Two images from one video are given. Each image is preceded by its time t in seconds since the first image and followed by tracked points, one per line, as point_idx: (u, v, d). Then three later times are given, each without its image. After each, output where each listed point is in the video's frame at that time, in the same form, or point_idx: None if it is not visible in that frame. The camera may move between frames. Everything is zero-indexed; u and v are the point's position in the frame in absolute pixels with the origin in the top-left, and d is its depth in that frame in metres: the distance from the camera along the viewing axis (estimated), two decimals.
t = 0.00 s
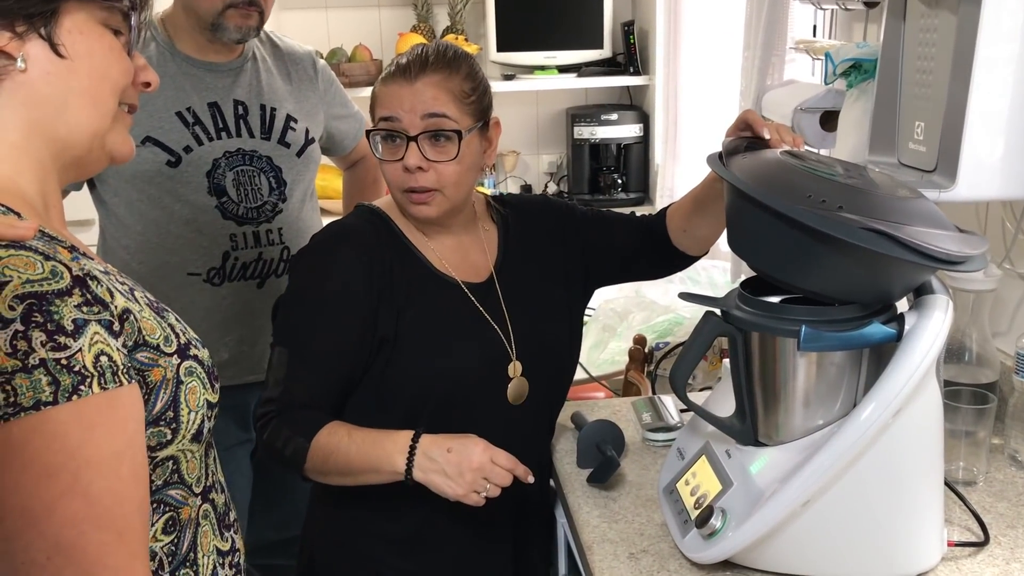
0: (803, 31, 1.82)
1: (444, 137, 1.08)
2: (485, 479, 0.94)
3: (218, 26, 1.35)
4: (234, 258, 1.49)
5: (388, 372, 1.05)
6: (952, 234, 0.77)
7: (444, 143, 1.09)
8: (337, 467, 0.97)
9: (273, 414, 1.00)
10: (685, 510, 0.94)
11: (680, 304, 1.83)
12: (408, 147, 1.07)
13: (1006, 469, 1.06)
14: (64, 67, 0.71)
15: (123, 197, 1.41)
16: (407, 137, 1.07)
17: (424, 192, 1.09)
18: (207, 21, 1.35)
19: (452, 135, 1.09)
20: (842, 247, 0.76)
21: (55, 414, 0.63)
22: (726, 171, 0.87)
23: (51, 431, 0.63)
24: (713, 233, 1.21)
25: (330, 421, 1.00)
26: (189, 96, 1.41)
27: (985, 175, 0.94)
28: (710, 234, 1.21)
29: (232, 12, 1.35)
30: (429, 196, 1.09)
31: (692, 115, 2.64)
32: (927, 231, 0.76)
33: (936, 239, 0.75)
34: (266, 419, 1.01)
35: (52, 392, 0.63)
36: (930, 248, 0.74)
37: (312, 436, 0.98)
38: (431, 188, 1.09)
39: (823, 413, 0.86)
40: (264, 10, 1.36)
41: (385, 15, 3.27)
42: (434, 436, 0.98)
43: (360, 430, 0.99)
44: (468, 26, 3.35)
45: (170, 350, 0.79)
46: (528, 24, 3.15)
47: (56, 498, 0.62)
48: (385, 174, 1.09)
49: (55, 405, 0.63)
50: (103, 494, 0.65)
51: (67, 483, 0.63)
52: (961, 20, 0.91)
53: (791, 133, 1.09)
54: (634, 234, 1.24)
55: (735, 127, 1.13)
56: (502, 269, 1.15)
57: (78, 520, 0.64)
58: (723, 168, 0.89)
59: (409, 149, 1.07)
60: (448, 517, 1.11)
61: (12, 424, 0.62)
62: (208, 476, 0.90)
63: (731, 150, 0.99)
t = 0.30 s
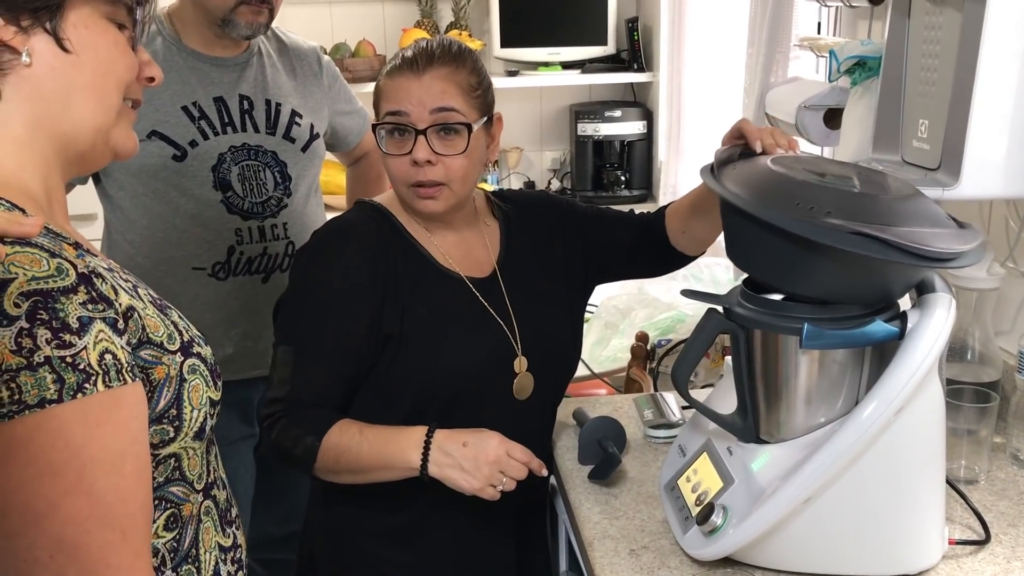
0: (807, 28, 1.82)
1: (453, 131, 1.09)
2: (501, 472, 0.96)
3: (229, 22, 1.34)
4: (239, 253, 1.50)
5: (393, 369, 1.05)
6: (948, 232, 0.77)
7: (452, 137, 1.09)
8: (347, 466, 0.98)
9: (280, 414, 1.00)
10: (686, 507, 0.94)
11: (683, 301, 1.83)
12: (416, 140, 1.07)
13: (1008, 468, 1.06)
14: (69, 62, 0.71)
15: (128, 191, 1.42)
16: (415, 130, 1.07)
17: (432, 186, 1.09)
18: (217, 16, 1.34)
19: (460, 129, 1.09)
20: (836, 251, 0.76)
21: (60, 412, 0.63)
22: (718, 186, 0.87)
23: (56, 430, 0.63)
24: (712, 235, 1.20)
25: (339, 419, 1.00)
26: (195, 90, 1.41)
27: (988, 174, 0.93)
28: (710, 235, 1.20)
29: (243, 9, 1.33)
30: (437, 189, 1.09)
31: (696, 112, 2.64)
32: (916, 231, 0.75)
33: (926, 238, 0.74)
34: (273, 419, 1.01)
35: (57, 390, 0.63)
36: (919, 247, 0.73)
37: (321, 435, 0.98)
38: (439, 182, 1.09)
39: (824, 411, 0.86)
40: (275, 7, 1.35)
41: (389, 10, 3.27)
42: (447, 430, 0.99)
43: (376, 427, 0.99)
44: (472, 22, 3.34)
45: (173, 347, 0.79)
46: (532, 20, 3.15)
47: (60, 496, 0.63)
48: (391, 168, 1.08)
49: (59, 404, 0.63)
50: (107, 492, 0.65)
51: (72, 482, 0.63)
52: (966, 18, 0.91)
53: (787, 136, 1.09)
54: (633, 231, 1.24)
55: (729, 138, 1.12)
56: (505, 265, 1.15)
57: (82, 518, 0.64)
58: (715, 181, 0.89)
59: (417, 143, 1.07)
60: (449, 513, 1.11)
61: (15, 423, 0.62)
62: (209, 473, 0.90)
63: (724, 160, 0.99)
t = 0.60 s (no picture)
0: (810, 25, 1.81)
1: (460, 127, 1.09)
2: (515, 468, 0.98)
3: (233, 18, 1.34)
4: (241, 248, 1.50)
5: (396, 367, 1.05)
6: (929, 220, 0.76)
7: (459, 133, 1.09)
8: (358, 464, 0.98)
9: (287, 413, 0.99)
10: (687, 504, 0.94)
11: (684, 298, 1.83)
12: (424, 137, 1.07)
13: (1009, 466, 1.06)
14: (92, 65, 0.71)
15: (130, 185, 1.41)
16: (424, 126, 1.07)
17: (439, 182, 1.09)
18: (222, 12, 1.34)
19: (468, 126, 1.09)
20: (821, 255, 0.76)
21: (67, 411, 0.63)
22: (695, 210, 0.87)
23: (65, 429, 0.63)
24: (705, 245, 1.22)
25: (349, 416, 1.00)
26: (198, 85, 1.41)
27: (990, 172, 0.93)
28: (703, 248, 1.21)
29: (247, 4, 1.33)
30: (443, 186, 1.09)
31: (698, 110, 2.63)
32: (895, 223, 0.75)
33: (907, 228, 0.74)
34: (280, 419, 0.99)
35: (65, 388, 0.63)
36: (898, 236, 0.73)
37: (332, 434, 0.97)
38: (446, 178, 1.09)
39: (826, 408, 0.87)
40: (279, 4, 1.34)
41: (391, 6, 3.27)
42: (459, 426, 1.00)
43: (387, 424, 1.00)
44: (474, 18, 3.34)
45: (178, 344, 0.79)
46: (535, 16, 3.15)
47: (69, 495, 0.63)
48: (398, 165, 1.08)
49: (68, 402, 0.63)
50: (116, 491, 0.65)
51: (81, 481, 0.63)
52: (970, 16, 0.91)
53: (769, 154, 1.14)
54: (631, 233, 1.24)
55: (714, 165, 1.14)
56: (506, 261, 1.15)
57: (91, 517, 0.64)
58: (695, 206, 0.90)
59: (425, 140, 1.07)
60: (450, 509, 1.11)
61: (24, 422, 0.62)
62: (213, 467, 0.90)
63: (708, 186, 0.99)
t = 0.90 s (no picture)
0: (811, 23, 1.81)
1: (464, 121, 1.09)
2: (523, 462, 0.98)
3: (233, 15, 1.34)
4: (241, 244, 1.50)
5: (396, 364, 1.05)
6: (922, 216, 0.76)
7: (463, 128, 1.09)
8: (364, 460, 0.98)
9: (293, 410, 0.99)
10: (686, 501, 0.94)
11: (684, 295, 1.83)
12: (428, 130, 1.07)
13: (1008, 463, 1.06)
14: (98, 65, 0.69)
15: (131, 182, 1.41)
16: (428, 119, 1.07)
17: (442, 176, 1.09)
18: (222, 9, 1.34)
19: (473, 120, 1.09)
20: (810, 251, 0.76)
21: (86, 403, 0.62)
22: (691, 206, 0.88)
23: (81, 421, 0.62)
24: (704, 247, 1.23)
25: (355, 414, 1.00)
26: (198, 82, 1.41)
27: (991, 169, 0.93)
28: (702, 248, 1.22)
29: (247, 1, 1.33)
30: (445, 180, 1.09)
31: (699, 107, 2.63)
32: (893, 219, 0.75)
33: (906, 224, 0.74)
34: (284, 417, 0.99)
35: (83, 380, 0.62)
36: (896, 232, 0.73)
37: (337, 431, 0.98)
38: (449, 172, 1.09)
39: (826, 405, 0.87)
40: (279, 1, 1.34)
41: (391, 3, 3.27)
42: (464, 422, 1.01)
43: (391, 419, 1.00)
44: (475, 16, 3.34)
45: (183, 338, 0.79)
46: (535, 13, 3.14)
47: (85, 487, 0.62)
48: (401, 158, 1.08)
49: (86, 395, 0.62)
50: (132, 482, 0.64)
51: (97, 472, 0.62)
52: (970, 13, 0.91)
53: (769, 152, 1.14)
54: (632, 235, 1.25)
55: (716, 162, 1.14)
56: (507, 258, 1.15)
57: (109, 508, 0.63)
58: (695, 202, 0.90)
59: (429, 133, 1.07)
60: (450, 506, 1.11)
61: (41, 415, 0.61)
62: (216, 462, 0.90)
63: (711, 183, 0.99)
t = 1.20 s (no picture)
0: (809, 22, 1.81)
1: (464, 103, 1.09)
2: (508, 471, 0.98)
3: (229, 13, 1.34)
4: (237, 243, 1.49)
5: (393, 365, 1.04)
6: (916, 215, 0.76)
7: (463, 109, 1.09)
8: (352, 463, 0.98)
9: (282, 413, 0.99)
10: (682, 501, 0.94)
11: (681, 294, 1.83)
12: (429, 110, 1.07)
13: (1004, 463, 1.06)
14: (93, 64, 0.69)
15: (128, 181, 1.41)
16: (428, 98, 1.07)
17: (444, 158, 1.08)
18: (218, 6, 1.34)
19: (473, 101, 1.09)
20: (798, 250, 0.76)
21: (90, 402, 0.61)
22: (688, 206, 0.89)
23: (86, 420, 0.61)
24: (703, 249, 1.21)
25: (343, 417, 1.00)
26: (194, 80, 1.41)
27: (988, 168, 0.93)
28: (701, 250, 1.21)
29: None
30: (445, 161, 1.08)
31: (698, 105, 2.63)
32: (888, 219, 0.75)
33: (900, 223, 0.74)
34: (275, 417, 0.99)
35: (87, 379, 0.61)
36: (889, 233, 0.74)
37: (325, 435, 0.97)
38: (450, 153, 1.08)
39: (822, 405, 0.87)
40: None
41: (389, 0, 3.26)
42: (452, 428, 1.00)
43: (377, 424, 1.00)
44: (473, 14, 3.34)
45: (182, 336, 0.79)
46: (533, 12, 3.14)
47: (90, 487, 0.61)
48: (401, 139, 1.07)
49: (91, 393, 0.61)
50: (136, 481, 0.63)
51: (101, 470, 0.61)
52: (968, 12, 0.90)
53: (770, 150, 1.13)
54: (631, 237, 1.25)
55: (716, 160, 1.14)
56: (504, 258, 1.15)
57: (113, 506, 0.62)
58: (692, 202, 0.90)
59: (431, 112, 1.07)
60: (446, 505, 1.11)
61: (45, 415, 0.60)
62: (213, 461, 0.90)
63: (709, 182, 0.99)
